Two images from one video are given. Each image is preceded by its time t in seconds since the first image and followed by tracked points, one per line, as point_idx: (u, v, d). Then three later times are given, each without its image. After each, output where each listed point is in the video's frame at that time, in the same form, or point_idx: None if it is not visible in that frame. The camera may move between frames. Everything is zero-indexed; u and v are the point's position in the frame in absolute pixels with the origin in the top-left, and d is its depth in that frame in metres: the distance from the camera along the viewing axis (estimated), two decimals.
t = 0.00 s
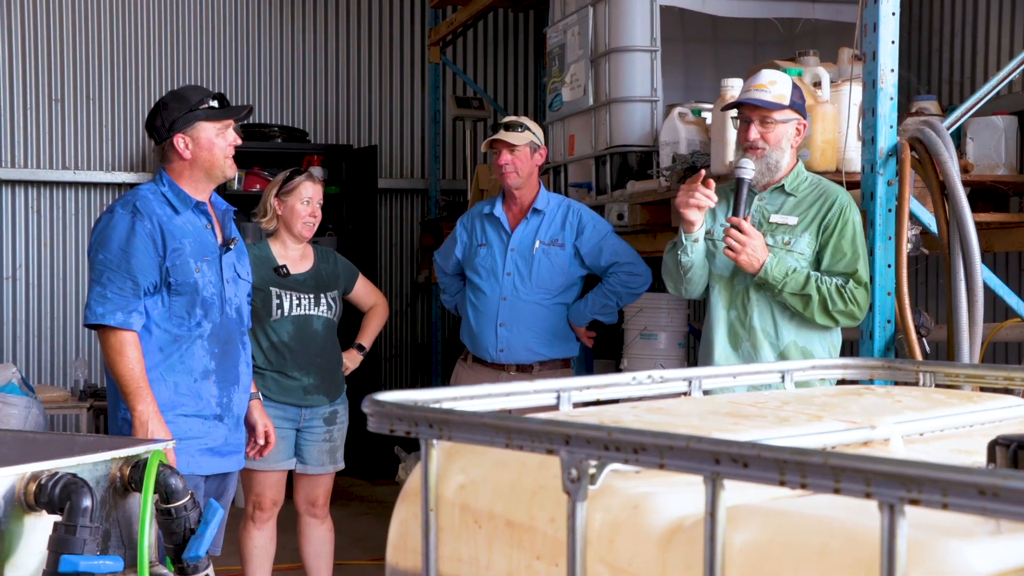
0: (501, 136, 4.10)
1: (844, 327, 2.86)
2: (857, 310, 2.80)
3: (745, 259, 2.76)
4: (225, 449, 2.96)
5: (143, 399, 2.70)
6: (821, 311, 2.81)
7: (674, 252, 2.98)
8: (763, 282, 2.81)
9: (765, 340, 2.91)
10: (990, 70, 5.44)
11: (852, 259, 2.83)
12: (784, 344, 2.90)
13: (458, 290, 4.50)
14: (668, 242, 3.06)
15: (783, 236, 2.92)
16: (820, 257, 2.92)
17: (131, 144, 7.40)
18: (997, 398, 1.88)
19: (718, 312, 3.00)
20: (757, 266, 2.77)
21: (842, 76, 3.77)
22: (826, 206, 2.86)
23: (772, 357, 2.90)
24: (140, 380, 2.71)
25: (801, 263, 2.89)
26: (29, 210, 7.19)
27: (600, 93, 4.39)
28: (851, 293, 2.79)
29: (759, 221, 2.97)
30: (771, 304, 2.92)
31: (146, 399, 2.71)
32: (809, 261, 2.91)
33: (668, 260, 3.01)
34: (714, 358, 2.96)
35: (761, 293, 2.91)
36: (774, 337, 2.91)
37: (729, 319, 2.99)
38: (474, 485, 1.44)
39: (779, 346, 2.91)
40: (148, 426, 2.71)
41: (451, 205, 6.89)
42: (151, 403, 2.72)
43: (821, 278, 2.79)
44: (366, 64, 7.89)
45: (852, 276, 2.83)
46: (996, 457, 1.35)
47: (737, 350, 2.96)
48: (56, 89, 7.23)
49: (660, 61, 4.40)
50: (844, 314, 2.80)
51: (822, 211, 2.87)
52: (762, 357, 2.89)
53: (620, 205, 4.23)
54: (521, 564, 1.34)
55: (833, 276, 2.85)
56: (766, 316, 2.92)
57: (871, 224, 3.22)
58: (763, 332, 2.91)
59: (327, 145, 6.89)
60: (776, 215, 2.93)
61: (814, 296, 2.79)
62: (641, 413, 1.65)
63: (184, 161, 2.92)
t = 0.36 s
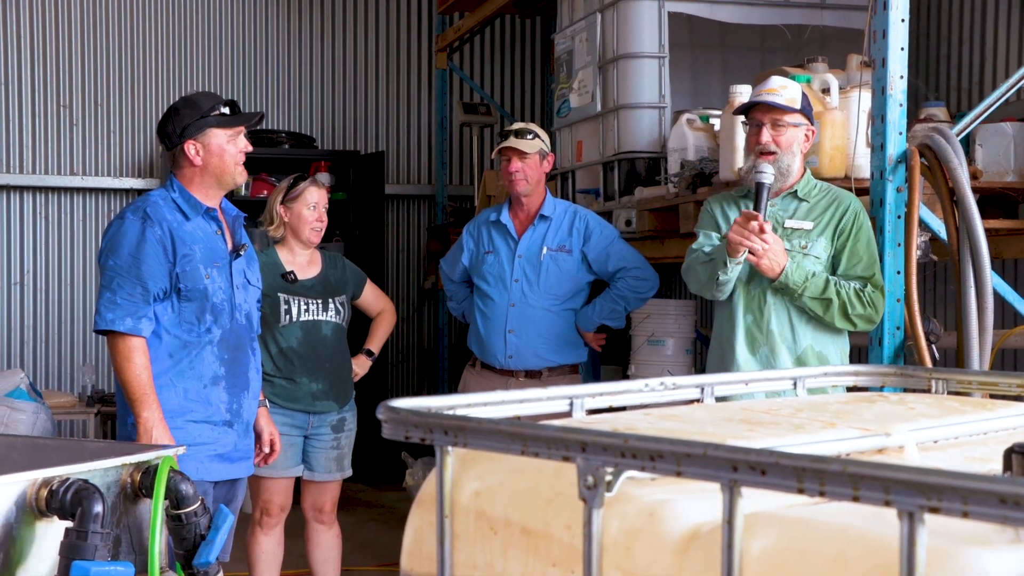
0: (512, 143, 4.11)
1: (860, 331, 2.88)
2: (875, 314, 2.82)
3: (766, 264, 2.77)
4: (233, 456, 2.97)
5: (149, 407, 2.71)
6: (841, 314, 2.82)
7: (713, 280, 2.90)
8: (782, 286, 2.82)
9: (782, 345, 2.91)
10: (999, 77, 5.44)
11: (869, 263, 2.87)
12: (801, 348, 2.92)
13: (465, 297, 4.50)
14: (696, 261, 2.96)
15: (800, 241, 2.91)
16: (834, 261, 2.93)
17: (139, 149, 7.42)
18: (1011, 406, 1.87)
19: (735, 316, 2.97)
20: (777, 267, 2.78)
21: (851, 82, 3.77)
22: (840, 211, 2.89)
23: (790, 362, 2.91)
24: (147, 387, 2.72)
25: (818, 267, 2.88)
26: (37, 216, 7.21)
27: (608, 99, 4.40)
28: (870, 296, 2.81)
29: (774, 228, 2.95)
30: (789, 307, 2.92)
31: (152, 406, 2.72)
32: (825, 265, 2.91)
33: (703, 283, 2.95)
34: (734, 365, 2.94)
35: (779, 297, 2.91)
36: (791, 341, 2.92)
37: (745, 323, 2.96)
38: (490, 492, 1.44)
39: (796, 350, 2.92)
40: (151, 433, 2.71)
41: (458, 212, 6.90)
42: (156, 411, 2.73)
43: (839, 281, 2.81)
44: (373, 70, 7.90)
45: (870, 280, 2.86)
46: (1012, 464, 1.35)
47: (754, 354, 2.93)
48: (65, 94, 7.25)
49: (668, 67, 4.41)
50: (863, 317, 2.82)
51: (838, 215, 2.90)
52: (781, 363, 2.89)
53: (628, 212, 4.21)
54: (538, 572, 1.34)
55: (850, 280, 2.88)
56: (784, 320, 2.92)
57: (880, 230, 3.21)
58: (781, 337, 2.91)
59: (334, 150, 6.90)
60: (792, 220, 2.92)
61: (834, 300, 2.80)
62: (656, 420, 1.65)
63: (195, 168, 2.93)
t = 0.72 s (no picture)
0: (523, 148, 4.11)
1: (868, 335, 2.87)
2: (882, 318, 2.80)
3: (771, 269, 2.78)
4: (241, 459, 2.97)
5: (155, 411, 2.71)
6: (848, 318, 2.81)
7: (721, 274, 2.88)
8: (789, 290, 2.83)
9: (789, 349, 2.91)
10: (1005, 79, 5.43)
11: (876, 267, 2.85)
12: (808, 352, 2.92)
13: (470, 300, 4.51)
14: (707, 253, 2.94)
15: (807, 245, 2.91)
16: (842, 265, 2.93)
17: (144, 153, 7.43)
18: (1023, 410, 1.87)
19: (743, 321, 2.97)
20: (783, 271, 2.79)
21: (858, 85, 3.77)
22: (848, 214, 2.88)
23: (798, 366, 2.91)
24: (154, 391, 2.72)
25: (825, 270, 2.88)
26: (43, 219, 7.23)
27: (614, 102, 4.41)
28: (876, 300, 2.80)
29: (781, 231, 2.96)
30: (796, 312, 2.92)
31: (158, 410, 2.72)
32: (832, 268, 2.91)
33: (711, 275, 2.92)
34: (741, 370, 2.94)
35: (786, 301, 2.91)
36: (798, 346, 2.92)
37: (753, 328, 2.97)
38: (504, 497, 1.44)
39: (803, 355, 2.92)
40: (159, 437, 2.72)
41: (463, 214, 6.90)
42: (163, 417, 2.73)
43: (846, 286, 2.80)
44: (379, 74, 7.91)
45: (876, 283, 2.84)
46: None
47: (762, 359, 2.94)
48: (71, 98, 7.26)
49: (674, 70, 4.41)
50: (870, 321, 2.80)
51: (844, 220, 2.89)
52: (788, 367, 2.90)
53: (635, 215, 4.20)
54: None
55: (857, 284, 2.86)
56: (791, 325, 2.92)
57: (888, 233, 3.22)
58: (788, 341, 2.92)
59: (339, 154, 6.91)
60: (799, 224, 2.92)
61: (840, 304, 2.79)
62: (668, 424, 1.65)
63: (203, 173, 2.93)
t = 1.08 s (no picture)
0: (530, 153, 4.12)
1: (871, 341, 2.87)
2: (884, 324, 2.80)
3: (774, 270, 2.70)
4: (245, 462, 2.97)
5: (161, 414, 2.71)
6: (849, 324, 2.82)
7: (734, 308, 2.92)
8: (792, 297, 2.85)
9: (795, 354, 2.91)
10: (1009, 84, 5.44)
11: (880, 274, 2.85)
12: (814, 357, 2.92)
13: (473, 303, 4.50)
14: (719, 287, 2.95)
15: (814, 250, 2.91)
16: (847, 271, 2.93)
17: (148, 155, 7.42)
18: None
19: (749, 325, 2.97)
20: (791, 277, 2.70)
21: (864, 89, 3.77)
22: (855, 221, 2.88)
23: (803, 370, 2.91)
24: (158, 394, 2.72)
25: (830, 276, 2.89)
26: (46, 221, 7.23)
27: (619, 106, 4.41)
28: (878, 307, 2.79)
29: (789, 236, 2.96)
30: (802, 317, 2.92)
31: (164, 413, 2.72)
32: (838, 274, 2.91)
33: (724, 305, 2.96)
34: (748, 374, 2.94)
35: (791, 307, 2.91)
36: (804, 351, 2.92)
37: (758, 333, 2.96)
38: (515, 501, 1.44)
39: (809, 359, 2.92)
40: (163, 440, 2.71)
41: (466, 217, 6.90)
42: (168, 420, 2.73)
43: (849, 291, 2.80)
44: (383, 77, 7.92)
45: (880, 290, 2.84)
46: None
47: (767, 363, 2.94)
48: (74, 101, 7.27)
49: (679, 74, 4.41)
50: (871, 328, 2.81)
51: (851, 226, 2.88)
52: (794, 372, 2.89)
53: (639, 218, 4.21)
54: None
55: (860, 290, 2.87)
56: (796, 330, 2.92)
57: (893, 238, 3.21)
58: (793, 346, 2.91)
59: (343, 156, 6.92)
60: (806, 230, 2.92)
61: (842, 310, 2.80)
62: (679, 430, 1.65)
63: (208, 176, 2.94)
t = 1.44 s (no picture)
0: (530, 149, 4.11)
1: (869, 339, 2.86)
2: (880, 322, 2.78)
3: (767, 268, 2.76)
4: (248, 458, 2.97)
5: (163, 409, 2.71)
6: (844, 321, 2.81)
7: (734, 303, 2.93)
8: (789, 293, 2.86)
9: (795, 351, 2.91)
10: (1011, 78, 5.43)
11: (878, 270, 2.82)
12: (814, 353, 2.91)
13: (475, 298, 4.50)
14: (720, 282, 2.95)
15: (814, 247, 2.92)
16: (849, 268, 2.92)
17: (148, 152, 7.41)
18: None
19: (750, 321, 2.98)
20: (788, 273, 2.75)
21: (865, 83, 3.77)
22: (857, 217, 2.86)
23: (802, 368, 2.91)
24: (161, 389, 2.72)
25: (830, 274, 2.90)
26: (46, 217, 7.22)
27: (620, 101, 4.40)
28: (874, 304, 2.77)
29: (792, 232, 2.97)
30: (801, 314, 2.92)
31: (166, 408, 2.72)
32: (839, 271, 2.91)
33: (725, 299, 2.97)
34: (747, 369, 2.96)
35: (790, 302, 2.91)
36: (803, 347, 2.92)
37: (758, 328, 2.97)
38: (522, 497, 1.44)
39: (808, 355, 2.91)
40: (166, 436, 2.70)
41: (466, 213, 6.90)
42: (170, 416, 2.72)
43: (845, 288, 2.80)
44: (383, 72, 7.92)
45: (877, 286, 2.81)
46: None
47: (767, 360, 2.94)
48: (74, 97, 7.26)
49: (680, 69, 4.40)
50: (867, 326, 2.79)
51: (854, 223, 2.87)
52: (793, 368, 2.90)
53: (641, 213, 4.22)
54: None
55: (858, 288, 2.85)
56: (795, 326, 2.92)
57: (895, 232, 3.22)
58: (793, 342, 2.91)
59: (344, 152, 6.91)
60: (809, 226, 2.93)
61: (838, 307, 2.80)
62: (685, 424, 1.64)
63: (210, 172, 2.93)
